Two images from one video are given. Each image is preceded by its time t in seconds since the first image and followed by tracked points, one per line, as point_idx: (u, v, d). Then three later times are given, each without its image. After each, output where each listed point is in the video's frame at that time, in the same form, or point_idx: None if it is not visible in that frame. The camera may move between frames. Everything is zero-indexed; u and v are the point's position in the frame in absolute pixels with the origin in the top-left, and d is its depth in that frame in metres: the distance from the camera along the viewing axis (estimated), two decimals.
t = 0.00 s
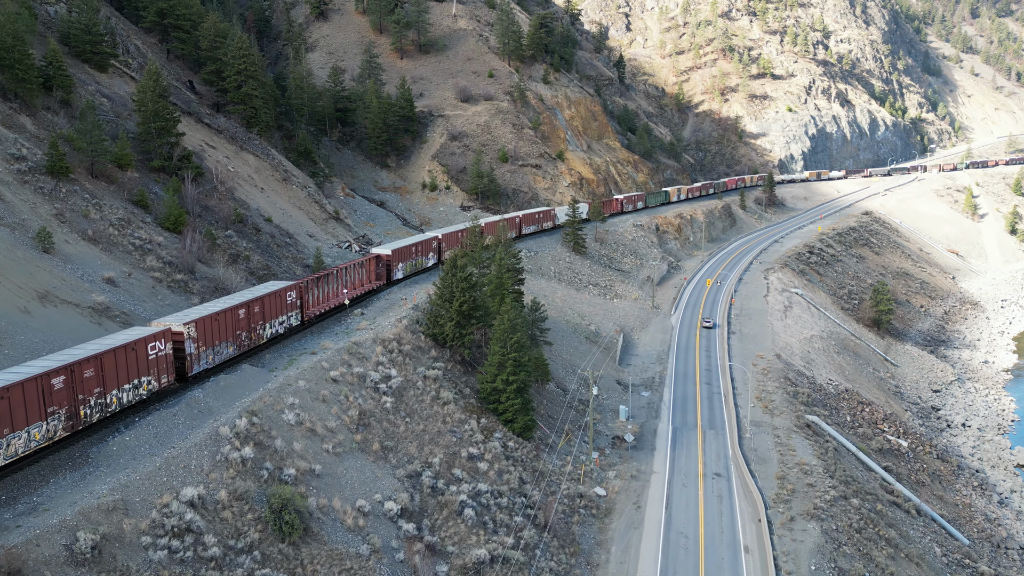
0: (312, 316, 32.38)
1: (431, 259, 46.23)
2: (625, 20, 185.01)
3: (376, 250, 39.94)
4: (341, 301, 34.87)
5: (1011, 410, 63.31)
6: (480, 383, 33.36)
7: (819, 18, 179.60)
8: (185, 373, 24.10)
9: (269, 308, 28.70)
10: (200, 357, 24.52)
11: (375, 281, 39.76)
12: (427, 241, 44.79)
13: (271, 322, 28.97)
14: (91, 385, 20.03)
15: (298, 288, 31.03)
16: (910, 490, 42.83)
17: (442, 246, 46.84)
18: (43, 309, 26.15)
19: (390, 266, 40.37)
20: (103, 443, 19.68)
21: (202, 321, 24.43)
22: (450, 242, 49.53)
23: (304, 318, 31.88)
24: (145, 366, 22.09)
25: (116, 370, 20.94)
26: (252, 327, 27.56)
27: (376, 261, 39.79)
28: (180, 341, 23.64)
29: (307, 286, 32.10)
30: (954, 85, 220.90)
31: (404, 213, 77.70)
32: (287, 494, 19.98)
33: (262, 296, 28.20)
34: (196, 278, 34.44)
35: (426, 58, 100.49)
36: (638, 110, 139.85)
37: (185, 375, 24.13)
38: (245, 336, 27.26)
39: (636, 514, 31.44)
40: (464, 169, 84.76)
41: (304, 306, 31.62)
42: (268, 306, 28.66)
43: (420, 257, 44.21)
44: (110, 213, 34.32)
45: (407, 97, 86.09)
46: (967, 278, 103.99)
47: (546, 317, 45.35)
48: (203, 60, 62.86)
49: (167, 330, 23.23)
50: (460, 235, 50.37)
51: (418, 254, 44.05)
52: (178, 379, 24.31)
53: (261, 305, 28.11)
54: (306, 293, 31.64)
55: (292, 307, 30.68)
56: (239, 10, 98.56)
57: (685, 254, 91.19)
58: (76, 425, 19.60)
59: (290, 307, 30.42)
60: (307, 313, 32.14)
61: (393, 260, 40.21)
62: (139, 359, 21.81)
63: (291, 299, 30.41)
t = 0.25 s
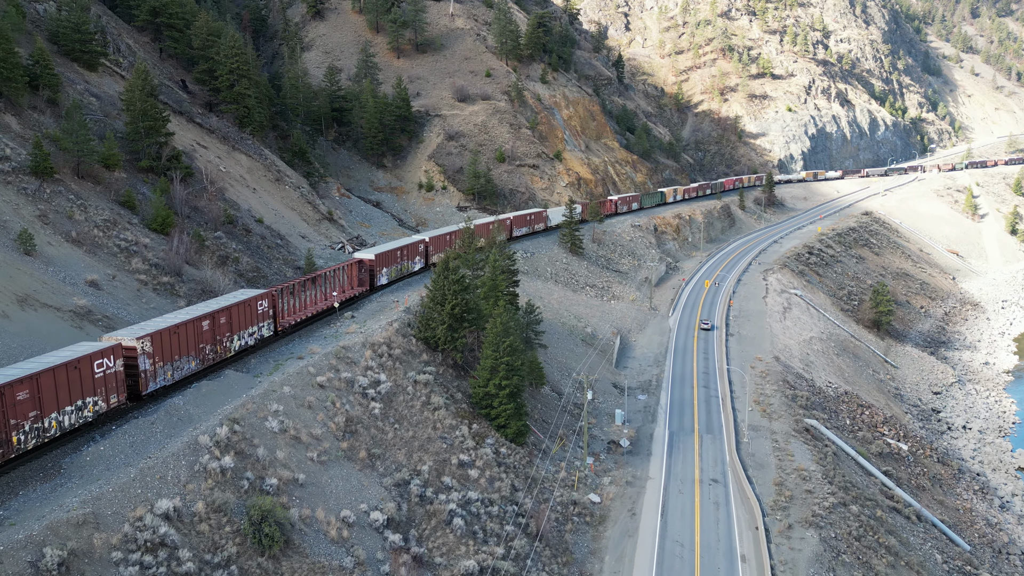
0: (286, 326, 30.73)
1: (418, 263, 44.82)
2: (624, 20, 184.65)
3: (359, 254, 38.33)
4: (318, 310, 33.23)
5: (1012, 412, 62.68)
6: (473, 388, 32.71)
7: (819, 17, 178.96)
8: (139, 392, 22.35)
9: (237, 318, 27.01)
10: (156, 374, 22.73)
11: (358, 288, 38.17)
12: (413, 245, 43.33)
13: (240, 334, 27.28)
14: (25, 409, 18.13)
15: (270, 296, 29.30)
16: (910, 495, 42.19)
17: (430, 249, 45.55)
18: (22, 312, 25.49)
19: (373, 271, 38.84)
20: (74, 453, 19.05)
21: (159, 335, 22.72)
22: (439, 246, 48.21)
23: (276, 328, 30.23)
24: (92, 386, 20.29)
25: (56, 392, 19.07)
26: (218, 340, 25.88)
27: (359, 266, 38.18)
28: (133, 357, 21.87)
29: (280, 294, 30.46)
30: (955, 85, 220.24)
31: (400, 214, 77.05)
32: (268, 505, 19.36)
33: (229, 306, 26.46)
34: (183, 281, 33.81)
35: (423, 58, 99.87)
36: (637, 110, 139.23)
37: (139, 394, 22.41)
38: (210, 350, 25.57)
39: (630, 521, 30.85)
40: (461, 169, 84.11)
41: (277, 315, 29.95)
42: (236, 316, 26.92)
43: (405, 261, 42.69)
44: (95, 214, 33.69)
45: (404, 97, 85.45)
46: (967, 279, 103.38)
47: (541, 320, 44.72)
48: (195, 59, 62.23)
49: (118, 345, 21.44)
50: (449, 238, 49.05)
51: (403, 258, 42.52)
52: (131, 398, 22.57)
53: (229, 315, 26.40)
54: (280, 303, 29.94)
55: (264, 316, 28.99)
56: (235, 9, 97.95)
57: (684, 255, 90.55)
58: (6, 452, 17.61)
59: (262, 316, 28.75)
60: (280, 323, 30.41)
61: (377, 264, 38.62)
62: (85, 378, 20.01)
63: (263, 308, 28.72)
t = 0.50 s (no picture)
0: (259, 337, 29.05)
1: (404, 267, 43.36)
2: (623, 20, 184.13)
3: (341, 259, 36.72)
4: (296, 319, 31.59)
5: (1013, 414, 62.06)
6: (464, 392, 32.03)
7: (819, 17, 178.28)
8: (85, 414, 20.75)
9: (202, 329, 25.30)
10: (103, 395, 21.14)
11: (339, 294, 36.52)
12: (399, 248, 41.86)
13: (205, 346, 25.57)
14: None
15: (238, 306, 27.53)
16: (911, 500, 41.51)
17: (416, 253, 44.20)
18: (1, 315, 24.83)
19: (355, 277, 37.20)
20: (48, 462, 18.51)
21: (107, 351, 21.10)
22: (427, 250, 46.82)
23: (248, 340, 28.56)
24: (27, 410, 18.40)
25: None
26: (179, 354, 24.17)
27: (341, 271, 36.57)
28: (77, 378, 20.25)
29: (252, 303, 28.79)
30: (955, 85, 219.63)
31: (396, 214, 76.41)
32: (246, 518, 18.70)
33: (192, 317, 24.77)
34: (169, 283, 33.20)
35: (420, 57, 99.27)
36: (636, 110, 138.60)
37: (84, 417, 20.80)
38: (170, 365, 23.87)
39: (625, 528, 30.25)
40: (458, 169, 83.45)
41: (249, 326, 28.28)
42: (199, 328, 25.17)
43: (390, 266, 41.14)
44: (80, 216, 33.08)
45: (400, 96, 84.79)
46: (967, 279, 102.75)
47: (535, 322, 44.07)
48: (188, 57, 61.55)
49: (59, 364, 19.70)
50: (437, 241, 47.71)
51: (388, 262, 41.01)
52: (77, 419, 20.89)
53: (192, 327, 24.70)
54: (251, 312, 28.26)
55: (234, 327, 27.32)
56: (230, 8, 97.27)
57: (683, 256, 89.91)
58: None
59: (231, 327, 27.06)
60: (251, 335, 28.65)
61: (360, 270, 37.05)
62: (20, 401, 18.17)
63: (232, 318, 27.04)
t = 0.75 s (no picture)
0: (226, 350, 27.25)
1: (388, 272, 41.78)
2: (622, 20, 183.89)
3: (319, 265, 35.04)
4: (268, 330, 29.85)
5: (1014, 416, 61.43)
6: (456, 397, 31.37)
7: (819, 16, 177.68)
8: (21, 441, 18.54)
9: (159, 344, 23.47)
10: (43, 419, 19.03)
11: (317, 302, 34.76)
12: (382, 253, 40.29)
13: (164, 362, 23.73)
14: None
15: (201, 316, 25.67)
16: (911, 505, 40.84)
17: (402, 257, 42.71)
18: None
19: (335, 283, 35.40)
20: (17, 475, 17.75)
21: (46, 369, 19.07)
22: (413, 254, 45.31)
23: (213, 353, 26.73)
24: None
25: None
26: (132, 371, 22.28)
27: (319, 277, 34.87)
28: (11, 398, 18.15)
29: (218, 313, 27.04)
30: (955, 85, 219.07)
31: (392, 215, 75.81)
32: (224, 531, 18.12)
33: (148, 331, 22.94)
34: (155, 286, 32.60)
35: (417, 57, 98.65)
36: (635, 110, 137.99)
37: (20, 443, 18.59)
38: (122, 383, 21.94)
39: (620, 536, 29.64)
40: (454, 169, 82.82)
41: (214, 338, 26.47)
42: (156, 343, 23.29)
43: (373, 271, 39.53)
44: (64, 217, 32.48)
45: (396, 95, 84.14)
46: (968, 280, 102.13)
47: (530, 325, 43.45)
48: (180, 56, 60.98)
49: None
50: (425, 245, 46.33)
51: (371, 268, 39.38)
52: (10, 447, 18.71)
53: (147, 341, 22.86)
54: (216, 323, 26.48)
55: (197, 340, 25.51)
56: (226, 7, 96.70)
57: (681, 256, 89.30)
58: None
59: (193, 340, 25.24)
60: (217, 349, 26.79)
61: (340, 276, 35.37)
62: None
63: (195, 331, 25.23)
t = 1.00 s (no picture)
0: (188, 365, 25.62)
1: (373, 278, 40.23)
2: (622, 19, 183.41)
3: (296, 271, 33.48)
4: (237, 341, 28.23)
5: (1015, 419, 60.80)
6: (447, 402, 30.73)
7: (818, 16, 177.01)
8: None
9: (109, 361, 21.82)
10: None
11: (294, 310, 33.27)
12: (365, 257, 38.74)
13: (114, 380, 22.08)
14: None
15: (158, 329, 24.03)
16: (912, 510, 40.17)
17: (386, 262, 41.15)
18: None
19: (313, 291, 33.80)
20: None
21: None
22: (400, 258, 43.79)
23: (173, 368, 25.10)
24: None
25: None
26: (78, 392, 20.61)
27: (296, 284, 33.28)
28: None
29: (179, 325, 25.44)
30: (955, 85, 218.47)
31: (388, 216, 75.16)
32: (199, 544, 17.49)
33: (95, 347, 21.28)
34: (140, 289, 31.96)
35: (414, 56, 97.99)
36: (634, 110, 137.33)
37: None
38: (65, 405, 20.26)
39: (614, 545, 29.02)
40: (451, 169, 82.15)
41: (175, 352, 24.83)
42: (105, 360, 21.62)
43: (356, 277, 37.94)
44: (48, 218, 31.82)
45: (393, 95, 83.50)
46: (968, 281, 101.48)
47: (524, 328, 42.80)
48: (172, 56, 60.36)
49: None
50: (412, 248, 44.93)
51: (353, 273, 37.76)
52: None
53: (94, 358, 21.22)
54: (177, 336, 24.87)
55: (154, 355, 23.88)
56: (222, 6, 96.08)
57: (680, 257, 88.67)
58: None
59: (150, 356, 23.62)
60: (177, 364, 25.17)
61: (318, 283, 33.76)
62: None
63: (152, 345, 23.61)
